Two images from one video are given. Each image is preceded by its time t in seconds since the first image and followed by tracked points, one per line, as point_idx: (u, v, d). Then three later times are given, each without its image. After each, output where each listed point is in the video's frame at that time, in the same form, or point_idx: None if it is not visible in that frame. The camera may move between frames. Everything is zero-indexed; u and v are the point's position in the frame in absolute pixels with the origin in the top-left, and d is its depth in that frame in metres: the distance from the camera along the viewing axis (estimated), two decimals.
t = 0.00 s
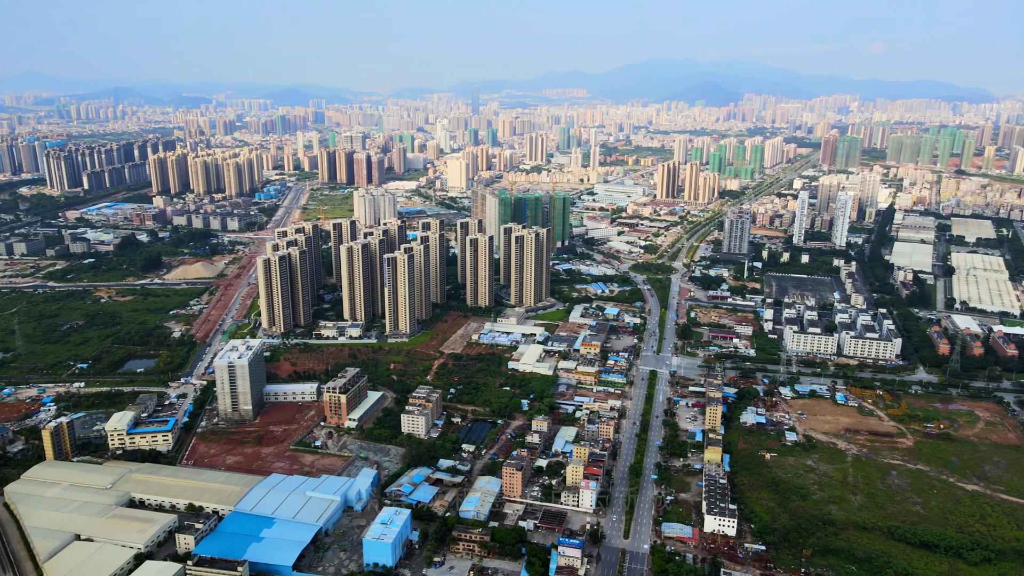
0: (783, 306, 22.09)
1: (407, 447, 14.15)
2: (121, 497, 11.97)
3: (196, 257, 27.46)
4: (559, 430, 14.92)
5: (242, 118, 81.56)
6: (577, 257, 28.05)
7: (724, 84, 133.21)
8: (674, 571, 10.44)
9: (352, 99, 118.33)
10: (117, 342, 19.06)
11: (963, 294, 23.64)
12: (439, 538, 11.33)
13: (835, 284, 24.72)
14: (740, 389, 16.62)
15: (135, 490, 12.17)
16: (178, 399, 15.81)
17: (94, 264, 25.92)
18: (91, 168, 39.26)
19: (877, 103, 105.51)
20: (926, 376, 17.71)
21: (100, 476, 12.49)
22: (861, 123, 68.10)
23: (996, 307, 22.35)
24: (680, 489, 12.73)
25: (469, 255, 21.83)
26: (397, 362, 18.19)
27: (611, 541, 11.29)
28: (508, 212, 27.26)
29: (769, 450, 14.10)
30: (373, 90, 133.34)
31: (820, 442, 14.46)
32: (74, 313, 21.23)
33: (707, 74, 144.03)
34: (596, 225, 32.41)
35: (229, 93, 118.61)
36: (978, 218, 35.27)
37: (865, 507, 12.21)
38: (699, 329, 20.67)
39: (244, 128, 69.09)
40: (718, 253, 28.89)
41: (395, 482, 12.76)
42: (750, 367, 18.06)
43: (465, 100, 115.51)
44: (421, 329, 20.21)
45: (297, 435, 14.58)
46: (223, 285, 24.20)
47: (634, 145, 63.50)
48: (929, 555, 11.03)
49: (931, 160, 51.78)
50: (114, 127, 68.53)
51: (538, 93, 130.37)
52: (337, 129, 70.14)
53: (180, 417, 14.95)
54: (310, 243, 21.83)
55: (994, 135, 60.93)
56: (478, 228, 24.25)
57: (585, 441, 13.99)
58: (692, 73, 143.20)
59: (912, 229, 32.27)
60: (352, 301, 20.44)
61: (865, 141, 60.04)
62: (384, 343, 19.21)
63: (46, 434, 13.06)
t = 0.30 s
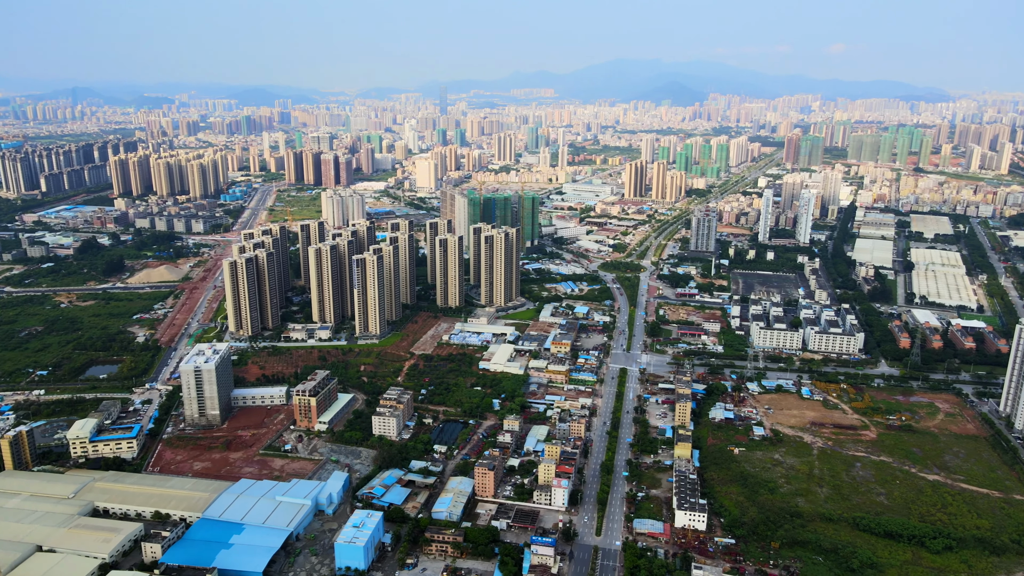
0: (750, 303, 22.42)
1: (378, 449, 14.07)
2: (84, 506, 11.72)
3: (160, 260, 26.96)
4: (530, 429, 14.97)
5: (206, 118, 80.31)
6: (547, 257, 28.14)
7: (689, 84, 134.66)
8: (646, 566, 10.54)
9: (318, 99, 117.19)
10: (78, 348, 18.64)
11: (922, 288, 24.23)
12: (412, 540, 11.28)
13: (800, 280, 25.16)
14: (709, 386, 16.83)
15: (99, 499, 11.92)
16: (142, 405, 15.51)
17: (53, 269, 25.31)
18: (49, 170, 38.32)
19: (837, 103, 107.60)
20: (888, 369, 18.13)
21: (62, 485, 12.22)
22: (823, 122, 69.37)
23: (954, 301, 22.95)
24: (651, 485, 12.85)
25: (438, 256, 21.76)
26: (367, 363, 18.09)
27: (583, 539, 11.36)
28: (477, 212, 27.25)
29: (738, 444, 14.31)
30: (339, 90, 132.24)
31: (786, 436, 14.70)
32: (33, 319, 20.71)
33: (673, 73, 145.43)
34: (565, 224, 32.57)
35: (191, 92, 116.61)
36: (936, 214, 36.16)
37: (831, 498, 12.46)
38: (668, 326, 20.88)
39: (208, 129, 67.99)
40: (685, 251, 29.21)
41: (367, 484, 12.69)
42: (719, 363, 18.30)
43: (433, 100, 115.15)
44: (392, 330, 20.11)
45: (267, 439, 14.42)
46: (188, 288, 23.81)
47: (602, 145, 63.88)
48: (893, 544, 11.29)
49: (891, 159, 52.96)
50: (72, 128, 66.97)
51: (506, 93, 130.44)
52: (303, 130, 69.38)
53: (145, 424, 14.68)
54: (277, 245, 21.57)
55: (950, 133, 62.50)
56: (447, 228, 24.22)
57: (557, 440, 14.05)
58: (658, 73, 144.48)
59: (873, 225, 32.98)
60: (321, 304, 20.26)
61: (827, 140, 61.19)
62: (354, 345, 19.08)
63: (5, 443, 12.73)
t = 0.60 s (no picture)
0: (717, 300, 22.72)
1: (349, 452, 13.97)
2: (46, 517, 11.45)
3: (123, 264, 26.44)
4: (502, 429, 14.99)
5: (169, 119, 78.92)
6: (516, 257, 28.19)
7: (656, 84, 135.88)
8: (619, 563, 10.63)
9: (283, 99, 115.91)
10: (38, 355, 18.21)
11: (883, 284, 24.78)
12: (384, 543, 11.22)
13: (765, 277, 25.56)
14: (678, 382, 17.03)
15: (61, 509, 11.66)
16: (105, 412, 15.20)
17: (11, 274, 24.68)
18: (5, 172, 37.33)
19: (800, 103, 109.51)
20: (851, 363, 18.52)
21: (22, 495, 11.93)
22: (786, 121, 70.53)
23: (913, 296, 23.50)
24: (622, 482, 12.95)
25: (408, 257, 21.67)
26: (337, 365, 17.95)
27: (556, 537, 11.42)
28: (446, 212, 27.21)
29: (707, 440, 14.50)
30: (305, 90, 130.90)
31: (754, 431, 14.93)
32: None
33: (639, 73, 146.57)
34: (534, 224, 32.66)
35: (153, 92, 114.48)
36: (896, 211, 36.99)
37: (798, 491, 12.69)
38: (637, 324, 21.06)
39: (171, 130, 66.83)
40: (654, 249, 29.50)
41: (338, 488, 12.60)
42: (687, 360, 18.52)
43: (400, 100, 114.61)
44: (361, 332, 19.97)
45: (235, 444, 14.23)
46: (152, 292, 23.38)
47: (570, 145, 64.16)
48: (858, 535, 11.53)
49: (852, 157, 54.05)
50: (29, 129, 65.30)
51: (474, 93, 130.32)
52: (268, 131, 68.53)
53: (109, 431, 14.39)
54: (244, 247, 21.29)
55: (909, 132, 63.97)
56: (417, 229, 24.14)
57: (528, 439, 14.10)
58: (625, 73, 145.50)
59: (835, 223, 33.62)
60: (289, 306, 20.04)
61: (790, 139, 62.22)
62: (324, 347, 18.91)
63: None
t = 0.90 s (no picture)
0: (686, 298, 22.97)
1: (319, 456, 13.85)
2: (5, 529, 11.17)
3: (83, 268, 25.86)
4: (473, 429, 14.98)
5: (130, 120, 77.36)
6: (486, 256, 28.19)
7: (622, 84, 136.84)
8: (591, 560, 10.70)
9: (248, 99, 114.47)
10: None
11: (846, 280, 25.29)
12: (356, 546, 11.14)
13: (732, 275, 25.92)
14: (648, 380, 17.20)
15: (22, 520, 11.39)
16: (67, 420, 14.86)
17: None
18: None
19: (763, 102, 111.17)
20: (816, 358, 18.87)
21: None
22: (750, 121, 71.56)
23: (875, 292, 24.02)
24: (594, 480, 13.04)
25: (377, 257, 21.53)
26: (306, 368, 17.77)
27: (529, 536, 11.45)
28: (416, 213, 27.11)
29: (677, 436, 14.67)
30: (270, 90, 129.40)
31: (722, 426, 15.14)
32: None
33: (606, 74, 147.48)
34: (503, 224, 32.67)
35: (113, 92, 112.12)
36: (857, 208, 37.78)
37: (766, 485, 12.90)
38: (607, 322, 21.20)
39: (132, 131, 65.50)
40: (622, 248, 29.72)
41: (309, 491, 12.48)
42: (657, 358, 18.70)
43: (367, 100, 113.84)
44: (331, 334, 19.80)
45: (202, 450, 14.01)
46: (114, 296, 22.91)
47: (539, 144, 64.30)
48: (825, 526, 11.76)
49: (814, 156, 55.06)
50: None
51: (441, 94, 129.92)
52: (233, 132, 67.55)
53: (71, 439, 14.07)
54: (210, 250, 20.97)
55: (869, 130, 65.34)
56: (385, 230, 24.01)
57: (500, 439, 14.12)
58: (592, 72, 146.26)
59: (799, 220, 34.21)
60: (257, 309, 19.78)
61: (754, 138, 63.16)
62: (292, 350, 18.71)
63: None
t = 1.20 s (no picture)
0: (654, 296, 23.18)
1: (290, 460, 13.70)
2: None
3: (42, 273, 25.21)
4: (445, 429, 14.95)
5: (89, 120, 75.64)
6: (456, 257, 28.13)
7: (589, 83, 137.53)
8: (564, 558, 10.75)
9: (211, 100, 112.72)
10: None
11: (810, 276, 25.73)
12: (328, 550, 11.05)
13: (700, 272, 26.22)
14: (618, 378, 17.33)
15: None
16: (27, 430, 14.48)
17: None
18: None
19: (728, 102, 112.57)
20: (782, 354, 19.19)
21: None
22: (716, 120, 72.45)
23: (838, 287, 24.49)
24: (566, 478, 13.09)
25: (345, 259, 21.36)
26: (275, 372, 17.56)
27: (501, 536, 11.46)
28: (384, 214, 26.95)
29: (647, 433, 14.80)
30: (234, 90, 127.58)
31: (692, 422, 15.32)
32: None
33: (573, 74, 148.13)
34: (472, 224, 32.63)
35: (71, 92, 109.54)
36: (820, 206, 38.49)
37: (735, 479, 13.09)
38: (577, 321, 21.30)
39: (91, 132, 64.04)
40: (591, 246, 29.88)
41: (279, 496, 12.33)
42: (626, 355, 18.85)
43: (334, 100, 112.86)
44: (300, 336, 19.59)
45: (168, 456, 13.76)
46: (74, 301, 22.38)
47: (507, 144, 64.31)
48: (792, 519, 11.97)
49: (778, 154, 55.93)
50: None
51: (409, 94, 129.28)
52: (196, 133, 66.44)
53: (31, 448, 13.72)
54: (174, 252, 20.61)
55: (830, 129, 66.58)
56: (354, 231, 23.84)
57: (472, 439, 14.11)
58: (559, 72, 146.77)
59: (764, 218, 34.73)
60: (223, 312, 19.48)
61: (720, 137, 63.94)
62: (261, 353, 18.47)
63: None
